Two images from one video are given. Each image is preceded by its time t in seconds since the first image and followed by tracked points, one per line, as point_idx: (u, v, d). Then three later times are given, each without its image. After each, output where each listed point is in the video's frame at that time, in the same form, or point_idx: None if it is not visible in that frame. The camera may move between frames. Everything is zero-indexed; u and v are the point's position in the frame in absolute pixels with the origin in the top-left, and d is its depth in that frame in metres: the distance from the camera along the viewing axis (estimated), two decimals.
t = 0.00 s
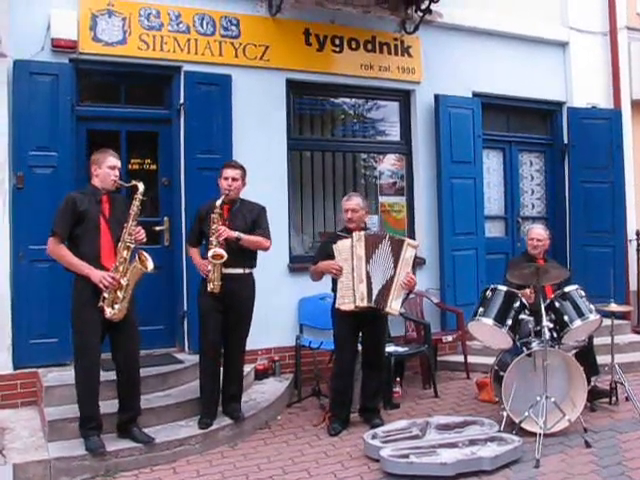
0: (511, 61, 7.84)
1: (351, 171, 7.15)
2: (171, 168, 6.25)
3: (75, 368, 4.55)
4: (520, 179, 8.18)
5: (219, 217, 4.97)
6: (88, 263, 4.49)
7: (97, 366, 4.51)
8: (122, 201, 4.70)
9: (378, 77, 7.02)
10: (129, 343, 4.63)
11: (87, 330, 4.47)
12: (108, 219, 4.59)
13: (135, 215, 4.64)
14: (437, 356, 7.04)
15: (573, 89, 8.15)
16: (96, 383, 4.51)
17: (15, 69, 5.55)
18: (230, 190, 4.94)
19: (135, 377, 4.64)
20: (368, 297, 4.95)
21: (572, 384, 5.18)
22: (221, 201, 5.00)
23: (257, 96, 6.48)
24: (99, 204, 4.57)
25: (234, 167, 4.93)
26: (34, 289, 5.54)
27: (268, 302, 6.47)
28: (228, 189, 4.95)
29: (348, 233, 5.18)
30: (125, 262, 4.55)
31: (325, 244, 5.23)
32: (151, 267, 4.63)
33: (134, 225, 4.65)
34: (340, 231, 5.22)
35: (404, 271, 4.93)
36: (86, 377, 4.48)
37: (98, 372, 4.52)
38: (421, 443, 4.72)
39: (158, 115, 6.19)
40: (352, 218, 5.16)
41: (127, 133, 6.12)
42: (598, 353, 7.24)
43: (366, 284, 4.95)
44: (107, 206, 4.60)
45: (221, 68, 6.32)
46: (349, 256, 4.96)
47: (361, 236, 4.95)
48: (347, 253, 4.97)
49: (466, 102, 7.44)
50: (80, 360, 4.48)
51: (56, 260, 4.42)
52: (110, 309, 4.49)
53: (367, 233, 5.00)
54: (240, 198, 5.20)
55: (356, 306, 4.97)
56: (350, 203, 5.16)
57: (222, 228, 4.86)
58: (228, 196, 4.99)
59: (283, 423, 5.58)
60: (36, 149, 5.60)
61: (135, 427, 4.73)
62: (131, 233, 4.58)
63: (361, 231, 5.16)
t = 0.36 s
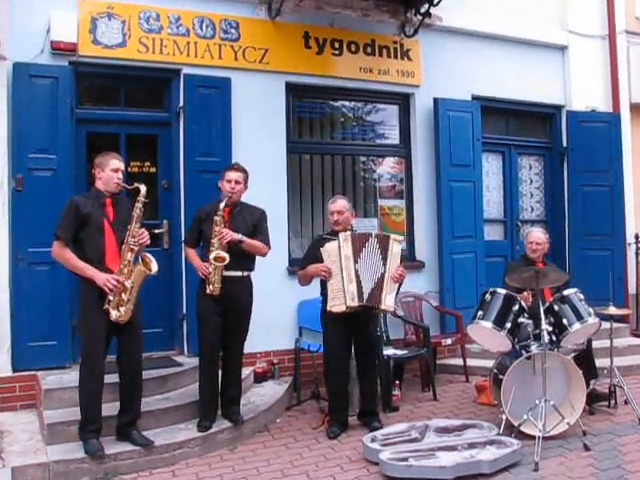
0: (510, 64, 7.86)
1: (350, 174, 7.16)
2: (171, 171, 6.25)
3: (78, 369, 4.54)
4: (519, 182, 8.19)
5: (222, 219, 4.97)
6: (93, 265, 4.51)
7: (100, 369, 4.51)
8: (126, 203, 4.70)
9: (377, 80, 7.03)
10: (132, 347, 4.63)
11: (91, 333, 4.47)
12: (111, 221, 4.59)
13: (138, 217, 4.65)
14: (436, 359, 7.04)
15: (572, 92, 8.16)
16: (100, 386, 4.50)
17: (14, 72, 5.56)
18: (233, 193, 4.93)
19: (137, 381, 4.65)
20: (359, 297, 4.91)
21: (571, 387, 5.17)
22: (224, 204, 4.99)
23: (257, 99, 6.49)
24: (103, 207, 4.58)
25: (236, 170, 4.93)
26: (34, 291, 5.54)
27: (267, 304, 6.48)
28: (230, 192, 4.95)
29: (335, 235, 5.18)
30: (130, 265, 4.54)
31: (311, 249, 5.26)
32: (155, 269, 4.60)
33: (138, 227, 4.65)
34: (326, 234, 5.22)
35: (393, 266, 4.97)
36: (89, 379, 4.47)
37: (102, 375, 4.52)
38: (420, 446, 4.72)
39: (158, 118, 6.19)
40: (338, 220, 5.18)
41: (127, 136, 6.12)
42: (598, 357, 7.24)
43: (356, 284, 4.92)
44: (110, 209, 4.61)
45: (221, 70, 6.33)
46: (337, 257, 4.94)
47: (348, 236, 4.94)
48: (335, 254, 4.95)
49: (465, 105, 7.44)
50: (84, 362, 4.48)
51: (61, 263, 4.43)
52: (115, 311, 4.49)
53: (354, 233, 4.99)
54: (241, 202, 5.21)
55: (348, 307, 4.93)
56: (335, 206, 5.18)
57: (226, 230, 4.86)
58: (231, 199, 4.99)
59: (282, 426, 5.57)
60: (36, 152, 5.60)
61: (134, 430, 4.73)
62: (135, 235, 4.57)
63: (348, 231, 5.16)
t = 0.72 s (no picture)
0: (509, 66, 7.87)
1: (349, 176, 7.16)
2: (170, 173, 6.26)
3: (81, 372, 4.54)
4: (518, 183, 8.20)
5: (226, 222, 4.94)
6: (94, 270, 4.50)
7: (103, 371, 4.51)
8: (123, 205, 4.71)
9: (376, 82, 7.04)
10: (134, 349, 4.63)
11: (93, 336, 4.46)
12: (110, 224, 4.59)
13: (136, 220, 4.62)
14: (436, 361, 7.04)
15: (571, 93, 8.16)
16: (101, 389, 4.50)
17: (14, 75, 5.56)
18: (234, 196, 4.93)
19: (139, 384, 4.64)
20: (354, 297, 4.90)
21: (571, 388, 5.17)
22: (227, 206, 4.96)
23: (257, 101, 6.50)
24: (100, 211, 4.57)
25: (237, 173, 4.93)
26: (35, 295, 5.55)
27: (267, 307, 6.48)
28: (231, 195, 4.94)
29: (324, 237, 5.19)
30: (130, 267, 4.55)
31: (301, 251, 5.23)
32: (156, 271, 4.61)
33: (137, 228, 4.64)
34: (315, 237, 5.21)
35: (379, 261, 4.99)
36: (91, 382, 4.47)
37: (104, 378, 4.52)
38: (420, 448, 4.72)
39: (157, 120, 6.19)
40: (326, 222, 5.18)
41: (127, 139, 6.12)
42: (598, 358, 7.24)
43: (350, 285, 4.91)
44: (108, 212, 4.60)
45: (220, 73, 6.33)
46: (330, 259, 4.95)
47: (338, 238, 4.95)
48: (327, 256, 4.96)
49: (464, 106, 7.44)
50: (87, 365, 4.48)
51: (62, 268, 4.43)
52: (118, 313, 4.50)
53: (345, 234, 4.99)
54: (240, 205, 5.21)
55: (344, 307, 4.92)
56: (323, 208, 5.19)
57: (230, 233, 4.87)
58: (233, 203, 4.97)
59: (282, 428, 5.58)
60: (35, 155, 5.60)
61: (134, 433, 4.72)
62: (134, 237, 4.56)
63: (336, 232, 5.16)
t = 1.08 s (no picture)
0: (507, 63, 7.87)
1: (347, 174, 7.16)
2: (168, 171, 6.25)
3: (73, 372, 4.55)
4: (516, 182, 8.20)
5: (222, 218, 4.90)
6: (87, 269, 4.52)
7: (94, 369, 4.51)
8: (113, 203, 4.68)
9: (374, 80, 7.03)
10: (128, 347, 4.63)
11: (85, 334, 4.47)
12: (101, 222, 4.58)
13: (126, 218, 4.52)
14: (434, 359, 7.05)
15: (568, 91, 8.17)
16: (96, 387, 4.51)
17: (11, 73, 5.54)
18: (229, 192, 4.93)
19: (133, 382, 4.63)
20: (350, 296, 4.89)
21: (569, 385, 5.18)
22: (221, 203, 4.95)
23: (255, 99, 6.50)
24: (90, 210, 4.57)
25: (230, 170, 4.93)
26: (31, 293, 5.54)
27: (265, 305, 6.48)
28: (226, 192, 4.94)
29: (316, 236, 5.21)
30: (120, 266, 4.52)
31: (296, 252, 5.23)
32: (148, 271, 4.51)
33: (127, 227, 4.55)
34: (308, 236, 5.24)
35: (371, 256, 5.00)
36: (82, 380, 4.47)
37: (96, 376, 4.52)
38: (418, 446, 4.72)
39: (154, 118, 6.19)
40: (317, 221, 5.18)
41: (124, 137, 6.12)
42: (595, 355, 7.24)
43: (346, 284, 4.90)
44: (98, 210, 4.60)
45: (218, 71, 6.33)
46: (323, 259, 4.95)
47: (332, 237, 4.96)
48: (320, 257, 4.96)
49: (461, 104, 7.44)
50: (78, 363, 4.48)
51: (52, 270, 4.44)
52: (110, 313, 4.48)
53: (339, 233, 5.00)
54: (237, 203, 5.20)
55: (340, 306, 4.89)
56: (315, 207, 5.18)
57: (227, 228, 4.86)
58: (227, 198, 4.98)
59: (280, 426, 5.58)
60: (33, 153, 5.60)
61: (132, 431, 4.71)
62: (123, 235, 4.50)
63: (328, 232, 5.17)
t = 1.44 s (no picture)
0: (506, 64, 7.87)
1: (346, 174, 7.16)
2: (166, 172, 6.25)
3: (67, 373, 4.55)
4: (515, 182, 8.20)
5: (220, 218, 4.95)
6: (78, 272, 4.52)
7: (89, 369, 4.51)
8: (100, 203, 4.67)
9: (373, 80, 7.03)
10: (122, 348, 4.63)
11: (80, 335, 4.47)
12: (89, 224, 4.57)
13: (113, 220, 4.56)
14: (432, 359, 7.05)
15: (567, 91, 8.17)
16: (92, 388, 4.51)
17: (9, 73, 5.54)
18: (227, 193, 4.94)
19: (129, 381, 4.64)
20: (351, 297, 4.91)
21: (568, 385, 5.18)
22: (219, 204, 4.96)
23: (254, 99, 6.50)
24: (78, 212, 4.55)
25: (229, 170, 4.92)
26: (30, 294, 5.53)
27: (264, 305, 6.48)
28: (225, 192, 4.94)
29: (317, 237, 5.22)
30: (112, 268, 4.53)
31: (295, 253, 5.23)
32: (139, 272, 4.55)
33: (116, 228, 4.58)
34: (308, 236, 5.26)
35: (368, 258, 4.97)
36: (77, 380, 4.47)
37: (90, 377, 4.52)
38: (417, 446, 4.72)
39: (153, 118, 6.18)
40: (317, 221, 5.18)
41: (123, 137, 6.12)
42: (594, 355, 7.25)
43: (347, 284, 4.92)
44: (85, 212, 4.58)
45: (217, 71, 6.33)
46: (323, 261, 4.94)
47: (334, 238, 4.96)
48: (320, 258, 4.95)
49: (460, 104, 7.44)
50: (72, 364, 4.48)
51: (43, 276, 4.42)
52: (105, 314, 4.50)
53: (339, 233, 5.01)
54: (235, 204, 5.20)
55: (340, 307, 4.90)
56: (314, 207, 5.18)
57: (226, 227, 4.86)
58: (225, 199, 4.98)
59: (278, 427, 5.57)
60: (31, 154, 5.59)
61: (130, 431, 4.71)
62: (112, 236, 4.53)
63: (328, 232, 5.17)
